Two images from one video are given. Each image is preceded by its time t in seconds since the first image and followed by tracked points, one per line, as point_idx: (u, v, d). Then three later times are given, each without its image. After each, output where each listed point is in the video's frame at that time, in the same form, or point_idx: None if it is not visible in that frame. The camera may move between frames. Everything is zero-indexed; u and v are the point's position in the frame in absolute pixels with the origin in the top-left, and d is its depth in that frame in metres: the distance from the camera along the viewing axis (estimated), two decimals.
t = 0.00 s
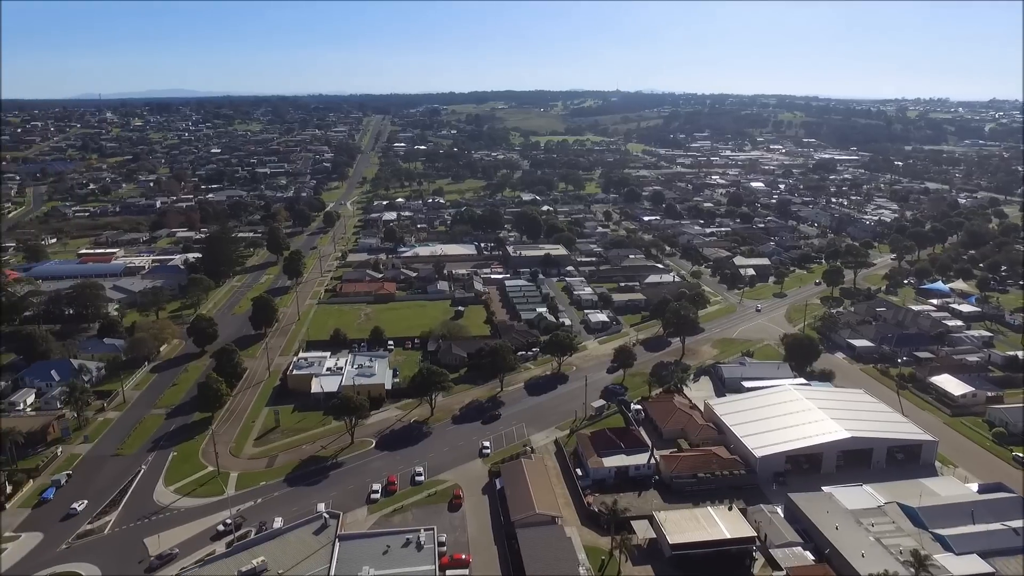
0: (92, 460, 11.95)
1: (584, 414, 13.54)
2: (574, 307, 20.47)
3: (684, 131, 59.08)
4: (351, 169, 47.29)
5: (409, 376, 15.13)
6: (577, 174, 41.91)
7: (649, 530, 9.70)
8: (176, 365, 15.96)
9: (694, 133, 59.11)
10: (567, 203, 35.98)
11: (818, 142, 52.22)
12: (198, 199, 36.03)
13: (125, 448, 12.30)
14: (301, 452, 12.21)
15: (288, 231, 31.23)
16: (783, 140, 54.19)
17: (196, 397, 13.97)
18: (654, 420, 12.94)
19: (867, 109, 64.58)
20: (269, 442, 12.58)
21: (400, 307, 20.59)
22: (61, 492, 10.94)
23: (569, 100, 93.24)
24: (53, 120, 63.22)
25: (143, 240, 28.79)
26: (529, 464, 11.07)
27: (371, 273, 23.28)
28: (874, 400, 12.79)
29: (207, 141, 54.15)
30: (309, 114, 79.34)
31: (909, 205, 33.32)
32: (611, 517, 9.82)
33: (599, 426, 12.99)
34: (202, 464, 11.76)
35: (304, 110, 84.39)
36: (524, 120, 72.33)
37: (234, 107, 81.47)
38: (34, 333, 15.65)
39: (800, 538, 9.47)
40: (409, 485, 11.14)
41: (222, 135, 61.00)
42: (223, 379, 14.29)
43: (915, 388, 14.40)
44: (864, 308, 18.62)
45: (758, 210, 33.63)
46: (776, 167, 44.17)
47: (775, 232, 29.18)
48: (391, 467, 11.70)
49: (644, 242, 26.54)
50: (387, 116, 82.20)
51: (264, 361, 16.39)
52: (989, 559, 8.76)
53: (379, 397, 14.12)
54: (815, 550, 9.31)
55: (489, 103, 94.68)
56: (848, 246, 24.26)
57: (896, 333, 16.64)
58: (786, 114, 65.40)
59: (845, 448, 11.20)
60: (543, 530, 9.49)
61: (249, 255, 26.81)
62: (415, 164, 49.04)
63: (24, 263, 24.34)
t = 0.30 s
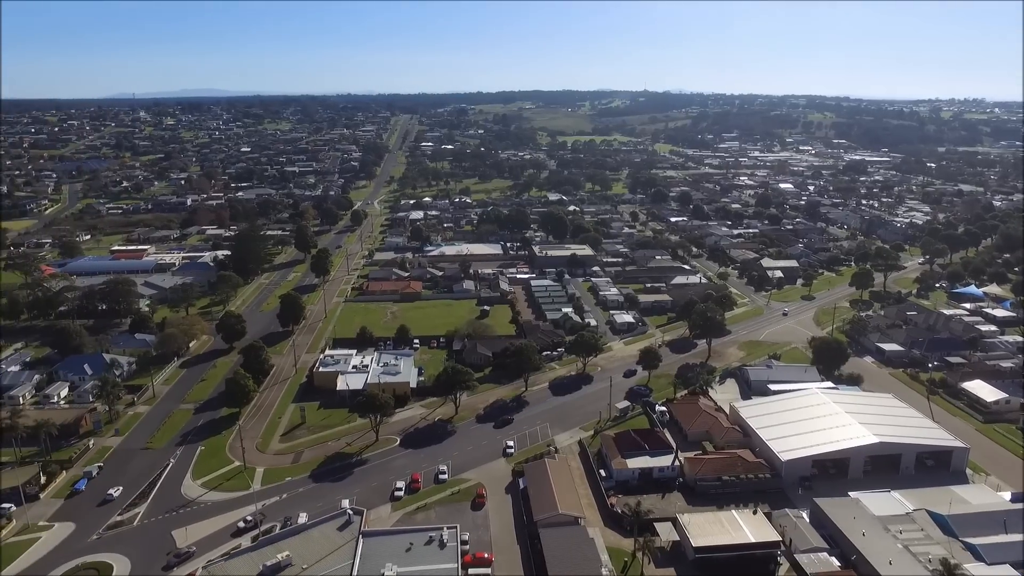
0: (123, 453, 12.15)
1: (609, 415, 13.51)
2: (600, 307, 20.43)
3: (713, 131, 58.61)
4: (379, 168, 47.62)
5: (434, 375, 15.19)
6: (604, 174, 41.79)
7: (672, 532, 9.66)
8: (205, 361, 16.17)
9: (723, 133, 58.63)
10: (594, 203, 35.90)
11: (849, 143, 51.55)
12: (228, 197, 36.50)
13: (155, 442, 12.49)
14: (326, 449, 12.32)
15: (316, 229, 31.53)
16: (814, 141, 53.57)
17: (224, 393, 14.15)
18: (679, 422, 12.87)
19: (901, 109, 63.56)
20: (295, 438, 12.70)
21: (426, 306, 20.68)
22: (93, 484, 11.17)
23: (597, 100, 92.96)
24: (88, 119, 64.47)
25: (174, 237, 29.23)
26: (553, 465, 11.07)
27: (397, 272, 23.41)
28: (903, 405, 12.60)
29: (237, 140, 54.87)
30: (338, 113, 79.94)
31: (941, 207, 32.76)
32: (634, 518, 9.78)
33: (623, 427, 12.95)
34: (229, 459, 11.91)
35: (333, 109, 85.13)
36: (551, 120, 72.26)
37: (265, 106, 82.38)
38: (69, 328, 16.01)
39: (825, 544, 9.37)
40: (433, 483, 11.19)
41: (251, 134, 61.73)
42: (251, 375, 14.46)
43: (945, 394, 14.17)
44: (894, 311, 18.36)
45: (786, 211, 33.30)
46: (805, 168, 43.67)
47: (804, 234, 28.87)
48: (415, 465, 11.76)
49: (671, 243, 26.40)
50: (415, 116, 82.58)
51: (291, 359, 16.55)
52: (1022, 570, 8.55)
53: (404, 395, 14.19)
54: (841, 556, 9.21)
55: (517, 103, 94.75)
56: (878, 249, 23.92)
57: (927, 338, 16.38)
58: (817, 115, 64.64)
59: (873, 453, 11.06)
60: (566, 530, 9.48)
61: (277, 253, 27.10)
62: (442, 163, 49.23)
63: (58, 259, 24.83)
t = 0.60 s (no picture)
0: (148, 447, 12.32)
1: (629, 416, 13.47)
2: (621, 307, 20.38)
3: (737, 131, 58.19)
4: (401, 167, 47.82)
5: (455, 374, 15.23)
6: (626, 175, 41.65)
7: (692, 535, 9.61)
8: (228, 358, 16.33)
9: (747, 133, 58.19)
10: (616, 203, 35.85)
11: (875, 144, 50.91)
12: (253, 195, 36.84)
13: (178, 437, 12.65)
14: (347, 446, 12.40)
15: (339, 228, 31.72)
16: (839, 141, 52.98)
17: (246, 390, 14.29)
18: (700, 424, 12.80)
19: (929, 109, 62.68)
20: (317, 435, 12.80)
21: (448, 305, 20.74)
22: (118, 477, 11.34)
23: (620, 100, 92.66)
24: (117, 118, 65.36)
25: (199, 234, 29.55)
26: (572, 465, 11.06)
27: (419, 271, 23.50)
28: (929, 410, 12.44)
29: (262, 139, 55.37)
30: (361, 113, 80.30)
31: (969, 209, 32.28)
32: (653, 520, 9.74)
33: (644, 428, 12.91)
34: (251, 455, 12.03)
35: (357, 109, 85.59)
36: (573, 120, 72.13)
37: (289, 105, 82.93)
38: (96, 325, 16.26)
39: (847, 549, 9.29)
40: (453, 481, 11.23)
41: (275, 133, 62.24)
42: (273, 372, 14.59)
43: (972, 399, 13.95)
44: (919, 314, 18.12)
45: (810, 212, 32.99)
46: (830, 169, 43.23)
47: (828, 235, 28.59)
48: (435, 463, 11.80)
49: (693, 244, 26.27)
50: (438, 115, 82.78)
51: (313, 356, 16.68)
52: None
53: (425, 394, 14.26)
54: (862, 561, 9.12)
55: (540, 103, 94.72)
56: (904, 251, 23.61)
57: (953, 341, 16.16)
58: (843, 114, 63.92)
59: (897, 458, 10.92)
60: (585, 531, 9.47)
61: (300, 251, 27.31)
62: (464, 163, 49.33)
63: (86, 256, 25.21)
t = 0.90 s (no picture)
0: (170, 442, 12.46)
1: (649, 417, 13.42)
2: (642, 308, 20.32)
3: (761, 130, 57.72)
4: (423, 167, 47.95)
5: (475, 373, 15.27)
6: (648, 175, 41.48)
7: (711, 538, 9.56)
8: (250, 355, 16.49)
9: (770, 134, 57.70)
10: (637, 203, 35.76)
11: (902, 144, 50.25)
12: (276, 194, 37.13)
13: (201, 432, 12.79)
14: (366, 444, 12.47)
15: (361, 227, 31.90)
16: (865, 142, 52.36)
17: (268, 386, 14.42)
18: (720, 426, 12.72)
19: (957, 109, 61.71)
20: (337, 433, 12.87)
21: (468, 304, 20.79)
22: (141, 472, 11.49)
23: (643, 100, 92.29)
24: (144, 118, 66.27)
25: (222, 233, 29.85)
26: (591, 465, 11.04)
27: (440, 270, 23.57)
28: (953, 414, 12.26)
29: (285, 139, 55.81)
30: (383, 112, 80.67)
31: (997, 211, 31.77)
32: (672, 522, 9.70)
33: (663, 430, 12.84)
34: (272, 452, 12.14)
35: (380, 108, 85.98)
36: (595, 120, 71.94)
37: (312, 105, 83.52)
38: (121, 321, 16.50)
39: (868, 554, 9.19)
40: (471, 480, 11.25)
41: (299, 132, 62.71)
42: (294, 370, 14.71)
43: (998, 404, 13.74)
44: (945, 318, 17.87)
45: (834, 214, 32.65)
46: (855, 171, 42.75)
47: (852, 237, 28.28)
48: (454, 462, 11.83)
49: (715, 245, 26.12)
50: (460, 115, 83.02)
51: (333, 354, 16.78)
52: None
53: (445, 393, 14.30)
54: (884, 567, 9.02)
55: (562, 103, 94.60)
56: (930, 253, 23.30)
57: (980, 345, 15.92)
58: (869, 115, 63.14)
59: (920, 463, 10.78)
60: (603, 532, 9.45)
61: (323, 250, 27.49)
62: (486, 163, 49.36)
63: (113, 253, 25.58)
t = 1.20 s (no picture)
0: (196, 438, 12.60)
1: (671, 419, 13.35)
2: (665, 309, 20.23)
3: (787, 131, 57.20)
4: (447, 166, 48.08)
5: (497, 373, 15.29)
6: (672, 175, 41.27)
7: (733, 541, 9.49)
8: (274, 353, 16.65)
9: (797, 135, 57.13)
10: (661, 204, 35.61)
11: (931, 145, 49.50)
12: (301, 193, 37.44)
13: (225, 428, 12.93)
14: (388, 442, 12.53)
15: (385, 226, 32.06)
16: (894, 143, 51.63)
17: (291, 384, 14.54)
18: (743, 429, 12.63)
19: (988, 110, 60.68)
20: (359, 431, 12.95)
21: (490, 304, 20.81)
22: (168, 466, 11.66)
23: (667, 100, 91.87)
24: (172, 117, 67.12)
25: (248, 231, 30.16)
26: (612, 466, 11.01)
27: (463, 269, 23.63)
28: (984, 420, 12.06)
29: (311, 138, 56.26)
30: (408, 112, 81.04)
31: None
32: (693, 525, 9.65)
33: (686, 432, 12.77)
34: (296, 448, 12.24)
35: (404, 108, 86.39)
36: (620, 120, 71.71)
37: (338, 104, 84.14)
38: (149, 317, 16.75)
39: (893, 561, 9.07)
40: (493, 480, 11.27)
41: (324, 131, 63.14)
42: (317, 368, 14.82)
43: None
44: (974, 322, 17.58)
45: (861, 216, 32.25)
46: (882, 172, 42.17)
47: (879, 240, 27.94)
48: (475, 461, 11.85)
49: (739, 246, 25.93)
50: (484, 115, 83.13)
51: (356, 353, 16.90)
52: None
53: (467, 392, 14.34)
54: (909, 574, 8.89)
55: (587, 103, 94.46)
56: (959, 256, 22.93)
57: (1010, 350, 15.64)
58: (898, 115, 62.25)
59: (948, 469, 10.59)
60: (624, 533, 9.42)
61: (347, 248, 27.68)
62: (510, 163, 49.38)
63: (141, 251, 25.95)
